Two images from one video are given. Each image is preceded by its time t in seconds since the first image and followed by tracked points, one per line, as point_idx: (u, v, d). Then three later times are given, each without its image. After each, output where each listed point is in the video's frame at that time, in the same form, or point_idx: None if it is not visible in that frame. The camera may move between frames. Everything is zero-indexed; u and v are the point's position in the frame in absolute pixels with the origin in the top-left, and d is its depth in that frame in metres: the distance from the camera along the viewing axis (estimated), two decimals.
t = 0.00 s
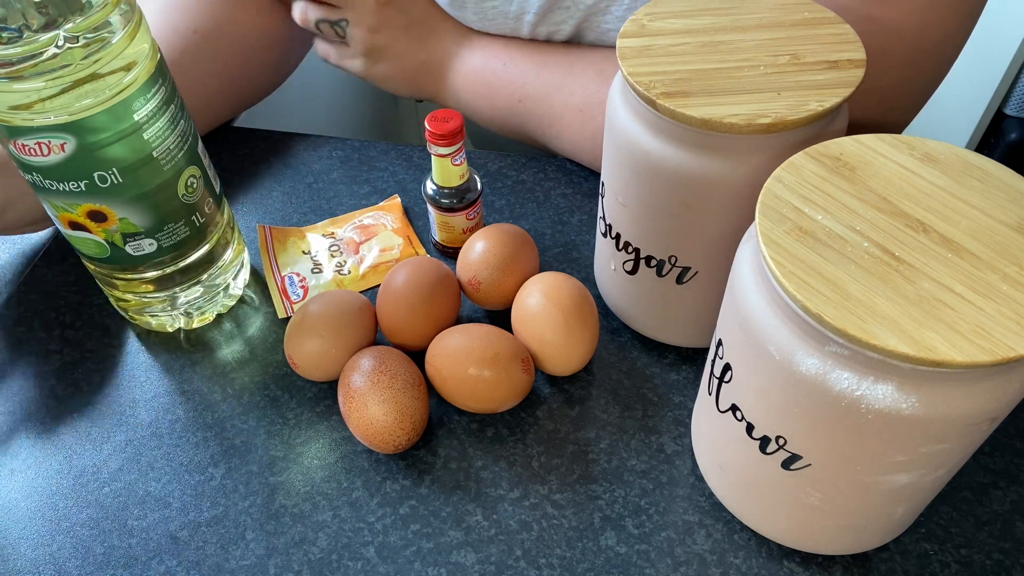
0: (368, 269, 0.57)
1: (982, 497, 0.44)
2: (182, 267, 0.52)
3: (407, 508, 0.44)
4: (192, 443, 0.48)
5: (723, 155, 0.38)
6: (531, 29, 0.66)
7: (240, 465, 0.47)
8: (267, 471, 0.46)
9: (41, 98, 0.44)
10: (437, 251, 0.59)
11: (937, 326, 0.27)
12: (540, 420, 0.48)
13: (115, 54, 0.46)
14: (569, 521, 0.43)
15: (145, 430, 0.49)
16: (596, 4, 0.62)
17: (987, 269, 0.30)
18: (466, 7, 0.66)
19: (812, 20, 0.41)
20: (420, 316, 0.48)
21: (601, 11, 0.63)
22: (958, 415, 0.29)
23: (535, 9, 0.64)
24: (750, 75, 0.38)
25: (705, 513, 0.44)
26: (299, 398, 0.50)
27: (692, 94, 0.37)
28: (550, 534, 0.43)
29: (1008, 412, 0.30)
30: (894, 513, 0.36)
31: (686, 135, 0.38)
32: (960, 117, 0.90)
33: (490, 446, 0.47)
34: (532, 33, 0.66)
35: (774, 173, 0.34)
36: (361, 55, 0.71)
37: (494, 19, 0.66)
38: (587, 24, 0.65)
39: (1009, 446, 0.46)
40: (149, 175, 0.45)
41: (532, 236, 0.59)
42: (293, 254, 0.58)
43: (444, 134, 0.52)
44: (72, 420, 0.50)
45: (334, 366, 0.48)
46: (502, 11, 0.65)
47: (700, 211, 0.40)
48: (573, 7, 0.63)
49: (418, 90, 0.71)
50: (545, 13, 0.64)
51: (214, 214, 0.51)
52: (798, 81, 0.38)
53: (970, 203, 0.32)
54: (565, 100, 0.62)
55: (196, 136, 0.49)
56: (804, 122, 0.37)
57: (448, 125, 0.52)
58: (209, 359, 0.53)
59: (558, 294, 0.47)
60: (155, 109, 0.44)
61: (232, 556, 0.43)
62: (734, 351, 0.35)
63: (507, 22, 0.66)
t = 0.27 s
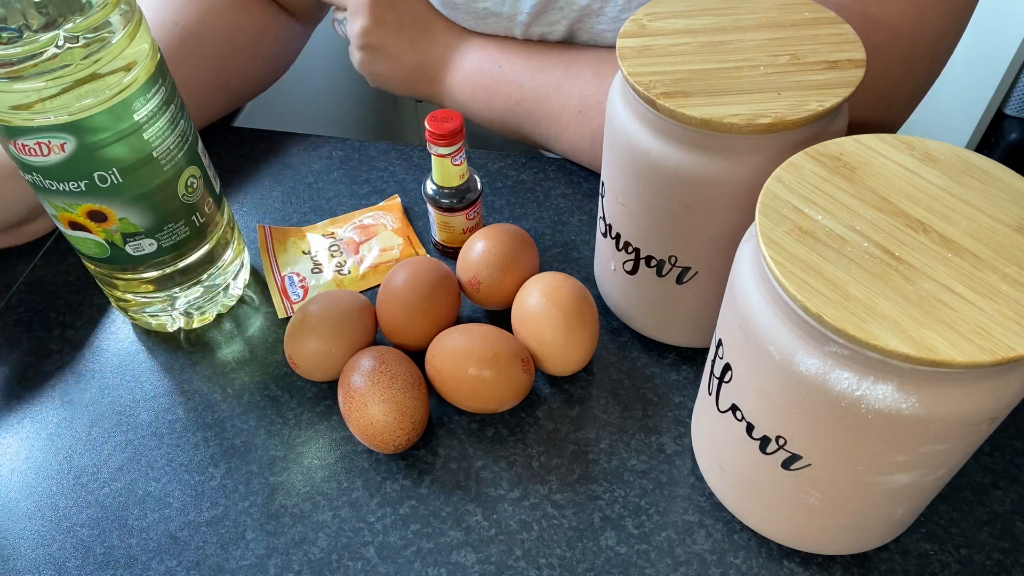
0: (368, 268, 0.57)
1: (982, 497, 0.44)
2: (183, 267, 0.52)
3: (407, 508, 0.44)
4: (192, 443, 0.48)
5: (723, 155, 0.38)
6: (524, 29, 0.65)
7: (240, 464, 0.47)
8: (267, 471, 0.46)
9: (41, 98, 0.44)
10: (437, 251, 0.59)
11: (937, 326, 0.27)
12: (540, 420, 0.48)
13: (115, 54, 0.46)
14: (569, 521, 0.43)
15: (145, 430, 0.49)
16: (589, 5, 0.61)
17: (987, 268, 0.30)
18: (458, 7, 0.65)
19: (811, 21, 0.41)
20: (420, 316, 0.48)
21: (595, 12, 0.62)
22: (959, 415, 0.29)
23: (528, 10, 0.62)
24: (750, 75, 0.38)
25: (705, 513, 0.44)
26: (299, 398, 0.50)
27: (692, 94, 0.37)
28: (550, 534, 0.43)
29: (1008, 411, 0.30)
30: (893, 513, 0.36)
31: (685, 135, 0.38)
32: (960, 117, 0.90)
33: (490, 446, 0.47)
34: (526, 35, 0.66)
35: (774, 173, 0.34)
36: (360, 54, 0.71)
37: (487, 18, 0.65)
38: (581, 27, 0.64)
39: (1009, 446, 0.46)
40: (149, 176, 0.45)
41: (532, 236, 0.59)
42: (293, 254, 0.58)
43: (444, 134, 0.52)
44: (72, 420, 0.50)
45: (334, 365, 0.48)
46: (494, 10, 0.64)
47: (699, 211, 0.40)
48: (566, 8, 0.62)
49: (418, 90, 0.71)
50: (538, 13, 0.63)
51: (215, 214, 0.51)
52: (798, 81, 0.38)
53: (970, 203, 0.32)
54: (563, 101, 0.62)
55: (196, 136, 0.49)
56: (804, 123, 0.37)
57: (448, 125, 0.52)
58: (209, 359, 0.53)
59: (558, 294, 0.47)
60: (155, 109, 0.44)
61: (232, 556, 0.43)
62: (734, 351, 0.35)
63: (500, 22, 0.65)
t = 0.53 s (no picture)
0: (368, 268, 0.57)
1: (982, 497, 0.44)
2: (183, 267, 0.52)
3: (407, 508, 0.44)
4: (192, 443, 0.48)
5: (723, 154, 0.38)
6: (525, 29, 0.65)
7: (240, 465, 0.47)
8: (267, 471, 0.46)
9: (41, 98, 0.44)
10: (437, 251, 0.59)
11: (938, 326, 0.27)
12: (540, 420, 0.48)
13: (115, 54, 0.46)
14: (569, 521, 0.43)
15: (145, 430, 0.49)
16: (589, 6, 0.61)
17: (988, 268, 0.30)
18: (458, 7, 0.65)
19: (811, 21, 0.41)
20: (420, 316, 0.48)
21: (595, 13, 0.62)
22: (959, 415, 0.29)
23: (528, 10, 0.62)
24: (750, 75, 0.38)
25: (705, 513, 0.44)
26: (299, 398, 0.50)
27: (692, 94, 0.37)
28: (550, 534, 0.43)
29: (1009, 411, 0.30)
30: (893, 513, 0.36)
31: (685, 135, 0.38)
32: (960, 117, 0.90)
33: (490, 446, 0.47)
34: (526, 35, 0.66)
35: (774, 173, 0.34)
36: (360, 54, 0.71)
37: (487, 19, 0.65)
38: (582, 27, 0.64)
39: (1009, 446, 0.46)
40: (149, 176, 0.45)
41: (532, 236, 0.59)
42: (293, 254, 0.58)
43: (444, 134, 0.52)
44: (72, 420, 0.50)
45: (334, 365, 0.48)
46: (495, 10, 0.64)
47: (699, 211, 0.40)
48: (566, 9, 0.62)
49: (418, 90, 0.71)
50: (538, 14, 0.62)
51: (215, 214, 0.51)
52: (797, 81, 0.38)
53: (969, 203, 0.32)
54: (563, 101, 0.62)
55: (196, 135, 0.49)
56: (804, 123, 0.37)
57: (448, 125, 0.52)
58: (209, 359, 0.53)
59: (558, 294, 0.47)
60: (155, 109, 0.44)
61: (232, 556, 0.43)
62: (734, 351, 0.35)
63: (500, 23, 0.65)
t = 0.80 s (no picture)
0: (368, 268, 0.57)
1: (982, 497, 0.44)
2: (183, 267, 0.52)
3: (407, 508, 0.44)
4: (192, 443, 0.48)
5: (723, 154, 0.38)
6: (518, 29, 0.65)
7: (240, 465, 0.47)
8: (267, 471, 0.46)
9: (41, 98, 0.44)
10: (437, 251, 0.59)
11: (937, 326, 0.27)
12: (540, 420, 0.48)
13: (115, 54, 0.46)
14: (569, 521, 0.43)
15: (145, 430, 0.49)
16: (583, 6, 0.60)
17: (987, 268, 0.30)
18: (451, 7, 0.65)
19: (811, 21, 0.41)
20: (420, 316, 0.48)
21: (590, 12, 0.61)
22: (959, 415, 0.29)
23: (521, 9, 0.62)
24: (750, 76, 0.38)
25: (705, 513, 0.44)
26: (299, 398, 0.50)
27: (692, 94, 0.37)
28: (550, 534, 0.43)
29: (1009, 411, 0.30)
30: (893, 513, 0.36)
31: (685, 135, 0.38)
32: (960, 117, 0.90)
33: (490, 446, 0.47)
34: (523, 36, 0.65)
35: (774, 173, 0.34)
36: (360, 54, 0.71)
37: (480, 19, 0.65)
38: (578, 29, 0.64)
39: (1009, 447, 0.46)
40: (149, 176, 0.45)
41: (532, 236, 0.59)
42: (293, 254, 0.58)
43: (444, 134, 0.52)
44: (72, 420, 0.50)
45: (334, 366, 0.48)
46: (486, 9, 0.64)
47: (699, 212, 0.40)
48: (559, 8, 0.62)
49: (417, 90, 0.71)
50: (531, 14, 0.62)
51: (215, 215, 0.51)
52: (797, 81, 0.38)
53: (969, 203, 0.32)
54: (562, 101, 0.62)
55: (196, 135, 0.49)
56: (804, 123, 0.37)
57: (447, 125, 0.52)
58: (209, 359, 0.53)
59: (558, 294, 0.47)
60: (155, 109, 0.44)
61: (232, 556, 0.43)
62: (734, 350, 0.35)
63: (494, 22, 0.65)
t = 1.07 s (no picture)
0: (368, 268, 0.57)
1: (982, 497, 0.44)
2: (183, 267, 0.52)
3: (407, 508, 0.44)
4: (192, 443, 0.48)
5: (723, 154, 0.38)
6: (517, 28, 0.64)
7: (240, 465, 0.47)
8: (267, 471, 0.46)
9: (41, 98, 0.44)
10: (437, 251, 0.59)
11: (938, 326, 0.27)
12: (540, 420, 0.48)
13: (115, 54, 0.46)
14: (569, 521, 0.43)
15: (145, 430, 0.49)
16: (582, 6, 0.60)
17: (987, 268, 0.30)
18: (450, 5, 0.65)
19: (811, 21, 0.41)
20: (420, 316, 0.48)
21: (589, 13, 0.61)
22: (959, 415, 0.29)
23: (520, 9, 0.62)
24: (750, 75, 0.38)
25: (705, 513, 0.44)
26: (299, 398, 0.50)
27: (692, 94, 0.37)
28: (550, 534, 0.43)
29: (1009, 411, 0.30)
30: (893, 513, 0.36)
31: (685, 135, 0.38)
32: (960, 117, 0.90)
33: (490, 446, 0.47)
34: (523, 35, 0.65)
35: (774, 173, 0.34)
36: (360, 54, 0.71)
37: (479, 18, 0.65)
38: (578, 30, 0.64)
39: (1009, 447, 0.46)
40: (149, 176, 0.45)
41: (532, 236, 0.59)
42: (293, 254, 0.58)
43: (444, 134, 0.52)
44: (72, 420, 0.50)
45: (334, 366, 0.48)
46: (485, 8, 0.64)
47: (699, 212, 0.40)
48: (558, 8, 0.61)
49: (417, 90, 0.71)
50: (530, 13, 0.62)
51: (215, 215, 0.51)
52: (797, 81, 0.38)
53: (969, 203, 0.32)
54: (562, 101, 0.62)
55: (196, 135, 0.49)
56: (804, 123, 0.37)
57: (447, 125, 0.52)
58: (209, 359, 0.53)
59: (558, 294, 0.47)
60: (154, 109, 0.44)
61: (232, 556, 0.43)
62: (735, 350, 0.35)
63: (493, 22, 0.65)
